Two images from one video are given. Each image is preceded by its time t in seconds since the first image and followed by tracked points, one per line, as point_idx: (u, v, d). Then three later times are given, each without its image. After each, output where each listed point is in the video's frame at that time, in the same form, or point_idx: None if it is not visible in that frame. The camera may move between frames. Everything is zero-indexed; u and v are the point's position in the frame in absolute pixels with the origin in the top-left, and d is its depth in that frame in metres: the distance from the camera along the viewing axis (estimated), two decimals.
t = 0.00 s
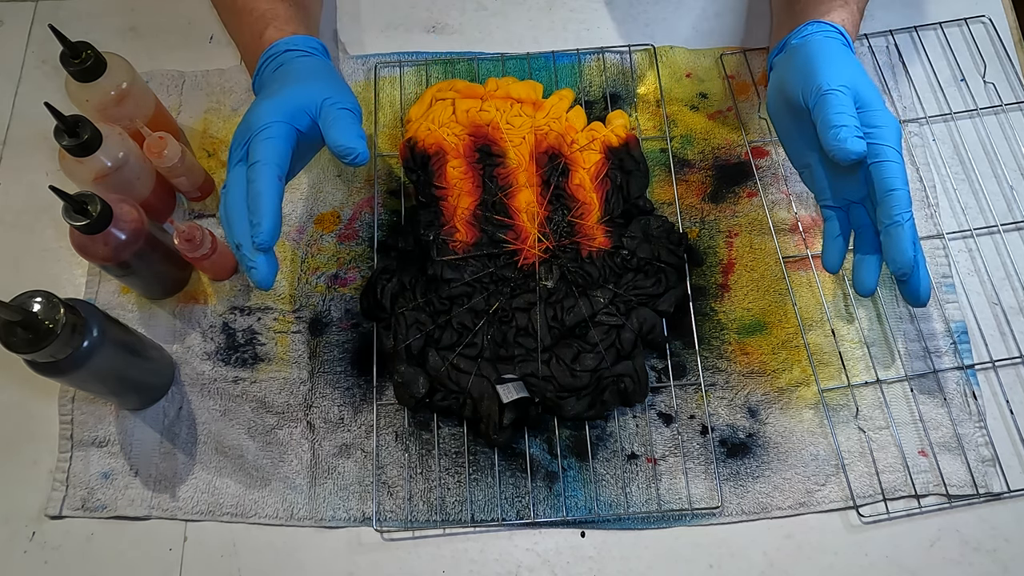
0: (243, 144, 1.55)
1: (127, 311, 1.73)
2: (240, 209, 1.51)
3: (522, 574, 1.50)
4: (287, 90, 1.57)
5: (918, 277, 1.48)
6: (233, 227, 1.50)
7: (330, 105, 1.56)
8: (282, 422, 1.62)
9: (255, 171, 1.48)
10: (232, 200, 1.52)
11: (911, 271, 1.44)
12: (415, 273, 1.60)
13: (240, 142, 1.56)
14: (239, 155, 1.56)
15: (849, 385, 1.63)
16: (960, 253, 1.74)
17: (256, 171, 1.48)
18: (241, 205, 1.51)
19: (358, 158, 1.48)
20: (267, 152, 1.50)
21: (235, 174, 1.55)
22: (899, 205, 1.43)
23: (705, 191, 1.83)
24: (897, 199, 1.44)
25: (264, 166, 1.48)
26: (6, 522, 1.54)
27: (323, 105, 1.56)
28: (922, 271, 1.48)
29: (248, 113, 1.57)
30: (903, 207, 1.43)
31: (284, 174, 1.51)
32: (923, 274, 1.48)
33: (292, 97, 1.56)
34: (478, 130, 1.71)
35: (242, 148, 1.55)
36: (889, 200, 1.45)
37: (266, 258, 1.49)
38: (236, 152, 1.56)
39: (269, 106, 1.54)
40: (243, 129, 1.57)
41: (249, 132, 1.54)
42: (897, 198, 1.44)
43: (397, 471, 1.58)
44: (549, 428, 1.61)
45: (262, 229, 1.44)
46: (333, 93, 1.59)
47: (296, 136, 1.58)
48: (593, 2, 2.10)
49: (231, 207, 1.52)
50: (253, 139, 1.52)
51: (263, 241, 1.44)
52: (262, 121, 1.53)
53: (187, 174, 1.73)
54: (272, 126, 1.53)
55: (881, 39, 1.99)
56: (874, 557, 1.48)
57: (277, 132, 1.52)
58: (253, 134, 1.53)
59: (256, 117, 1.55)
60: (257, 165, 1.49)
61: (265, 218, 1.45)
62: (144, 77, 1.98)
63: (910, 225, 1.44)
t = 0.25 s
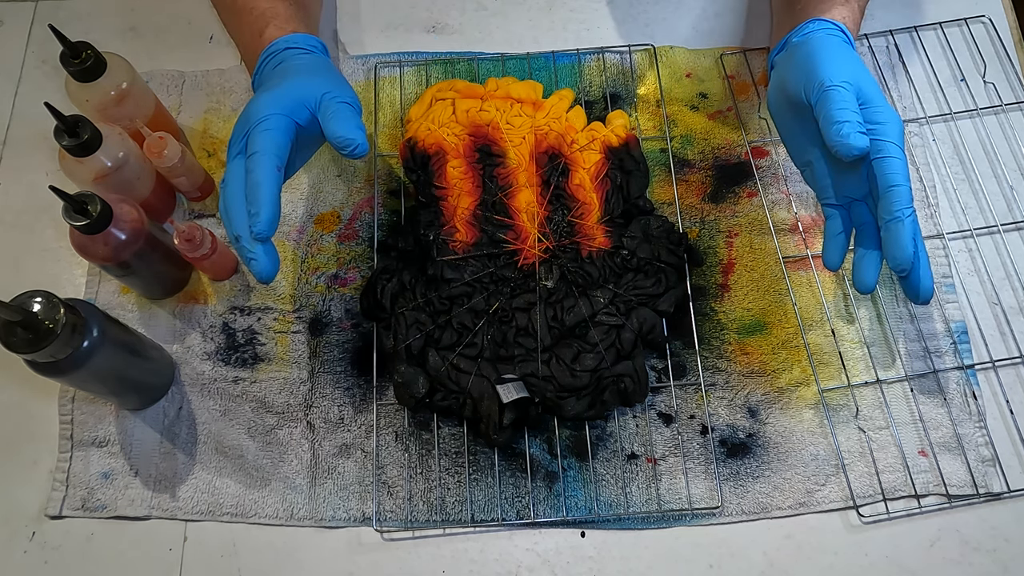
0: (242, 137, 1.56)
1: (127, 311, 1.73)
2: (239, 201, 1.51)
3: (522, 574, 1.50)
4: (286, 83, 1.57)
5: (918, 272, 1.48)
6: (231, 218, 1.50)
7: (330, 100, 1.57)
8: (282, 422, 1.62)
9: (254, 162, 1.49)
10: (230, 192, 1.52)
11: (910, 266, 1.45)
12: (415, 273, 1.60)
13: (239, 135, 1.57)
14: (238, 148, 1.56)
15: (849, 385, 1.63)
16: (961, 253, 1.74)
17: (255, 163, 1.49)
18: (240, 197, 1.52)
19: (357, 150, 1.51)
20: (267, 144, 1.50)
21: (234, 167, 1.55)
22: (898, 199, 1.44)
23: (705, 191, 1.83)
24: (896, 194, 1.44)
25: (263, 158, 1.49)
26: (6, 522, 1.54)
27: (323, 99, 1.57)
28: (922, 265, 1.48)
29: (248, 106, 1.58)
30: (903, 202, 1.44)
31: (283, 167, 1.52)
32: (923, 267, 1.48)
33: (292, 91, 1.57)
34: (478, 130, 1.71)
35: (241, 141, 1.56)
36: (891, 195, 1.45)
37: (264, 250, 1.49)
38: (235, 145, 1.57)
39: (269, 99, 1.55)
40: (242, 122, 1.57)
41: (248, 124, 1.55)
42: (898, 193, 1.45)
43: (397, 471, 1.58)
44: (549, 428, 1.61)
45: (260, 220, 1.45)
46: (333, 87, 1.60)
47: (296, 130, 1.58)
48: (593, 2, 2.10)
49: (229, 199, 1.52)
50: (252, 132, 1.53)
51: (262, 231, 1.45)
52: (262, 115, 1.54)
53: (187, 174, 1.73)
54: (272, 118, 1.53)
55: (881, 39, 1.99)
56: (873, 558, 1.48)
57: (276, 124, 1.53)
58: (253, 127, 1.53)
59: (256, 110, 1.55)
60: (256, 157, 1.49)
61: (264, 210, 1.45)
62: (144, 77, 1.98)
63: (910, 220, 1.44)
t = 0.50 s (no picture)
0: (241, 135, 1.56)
1: (127, 311, 1.73)
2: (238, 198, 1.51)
3: (522, 574, 1.50)
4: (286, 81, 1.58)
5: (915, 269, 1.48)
6: (232, 216, 1.51)
7: (329, 97, 1.57)
8: (282, 422, 1.62)
9: (254, 159, 1.49)
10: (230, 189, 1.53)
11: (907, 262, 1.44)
12: (415, 273, 1.60)
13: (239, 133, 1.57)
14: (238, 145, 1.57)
15: (849, 385, 1.63)
16: (960, 253, 1.74)
17: (255, 160, 1.49)
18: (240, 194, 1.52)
19: (358, 147, 1.50)
20: (266, 141, 1.50)
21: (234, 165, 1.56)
22: (897, 194, 1.43)
23: (705, 191, 1.83)
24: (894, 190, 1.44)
25: (262, 155, 1.49)
26: (6, 521, 1.54)
27: (321, 97, 1.57)
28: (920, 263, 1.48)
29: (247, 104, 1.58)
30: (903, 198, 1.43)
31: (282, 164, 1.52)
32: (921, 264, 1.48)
33: (291, 88, 1.57)
34: (478, 131, 1.71)
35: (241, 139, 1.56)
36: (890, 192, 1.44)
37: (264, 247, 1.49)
38: (235, 143, 1.57)
39: (268, 96, 1.55)
40: (242, 119, 1.57)
41: (248, 122, 1.55)
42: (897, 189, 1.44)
43: (397, 471, 1.58)
44: (549, 428, 1.61)
45: (260, 218, 1.45)
46: (332, 84, 1.60)
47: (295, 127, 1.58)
48: (593, 2, 2.10)
49: (229, 196, 1.52)
50: (252, 130, 1.53)
51: (261, 228, 1.45)
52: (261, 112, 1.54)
53: (188, 174, 1.73)
54: (271, 115, 1.53)
55: (881, 39, 1.98)
56: (873, 558, 1.48)
57: (275, 122, 1.53)
58: (252, 125, 1.54)
59: (255, 108, 1.55)
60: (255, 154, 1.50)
61: (263, 207, 1.46)
62: (144, 77, 1.98)
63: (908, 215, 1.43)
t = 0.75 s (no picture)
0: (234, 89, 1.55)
1: (127, 311, 1.73)
2: (232, 145, 1.48)
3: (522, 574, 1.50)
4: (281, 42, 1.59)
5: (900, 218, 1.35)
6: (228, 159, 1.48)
7: (323, 56, 1.58)
8: (282, 422, 1.62)
9: (248, 106, 1.47)
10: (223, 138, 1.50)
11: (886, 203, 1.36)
12: (415, 271, 1.58)
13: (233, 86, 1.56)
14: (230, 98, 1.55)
15: (849, 385, 1.63)
16: (960, 253, 1.74)
17: (250, 99, 1.47)
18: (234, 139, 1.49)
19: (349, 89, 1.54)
20: (260, 82, 1.49)
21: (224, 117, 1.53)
22: (882, 137, 1.38)
23: (705, 191, 1.83)
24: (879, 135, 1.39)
25: (257, 95, 1.47)
26: (6, 522, 1.54)
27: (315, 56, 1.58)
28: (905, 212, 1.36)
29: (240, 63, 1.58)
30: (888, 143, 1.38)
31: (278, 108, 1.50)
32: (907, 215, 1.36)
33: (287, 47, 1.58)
34: (478, 130, 1.71)
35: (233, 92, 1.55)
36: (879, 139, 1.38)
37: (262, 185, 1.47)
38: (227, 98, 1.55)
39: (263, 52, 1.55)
40: (236, 75, 1.56)
41: (244, 73, 1.55)
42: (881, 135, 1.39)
43: (397, 471, 1.58)
44: (549, 428, 1.61)
45: (258, 150, 1.43)
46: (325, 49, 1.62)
47: (290, 84, 1.57)
48: (593, 2, 2.10)
49: (223, 140, 1.49)
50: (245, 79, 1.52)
51: (260, 162, 1.43)
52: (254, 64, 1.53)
53: (187, 174, 1.73)
54: (266, 63, 1.53)
55: (881, 39, 1.98)
56: (874, 558, 1.48)
57: (270, 69, 1.52)
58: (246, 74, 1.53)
59: (249, 60, 1.55)
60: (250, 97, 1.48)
61: (262, 140, 1.44)
62: (144, 77, 1.98)
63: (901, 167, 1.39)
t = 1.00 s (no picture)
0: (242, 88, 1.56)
1: (127, 311, 1.73)
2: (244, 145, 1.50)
3: (522, 574, 1.50)
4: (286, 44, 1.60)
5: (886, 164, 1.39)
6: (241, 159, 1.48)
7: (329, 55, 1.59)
8: (282, 422, 1.62)
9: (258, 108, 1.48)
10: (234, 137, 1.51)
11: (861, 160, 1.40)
12: (414, 271, 1.58)
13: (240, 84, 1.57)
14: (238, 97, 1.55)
15: (849, 385, 1.63)
16: (960, 253, 1.74)
17: (259, 97, 1.48)
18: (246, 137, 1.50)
19: (357, 92, 1.55)
20: (270, 81, 1.50)
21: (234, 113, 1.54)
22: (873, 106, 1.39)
23: (705, 191, 1.83)
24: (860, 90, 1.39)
25: (267, 93, 1.48)
26: (6, 521, 1.54)
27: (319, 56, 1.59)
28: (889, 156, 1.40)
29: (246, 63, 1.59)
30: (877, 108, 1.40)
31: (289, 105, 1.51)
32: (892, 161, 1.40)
33: (293, 46, 1.59)
34: (478, 130, 1.71)
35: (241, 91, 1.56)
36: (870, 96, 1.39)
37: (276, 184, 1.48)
38: (234, 98, 1.56)
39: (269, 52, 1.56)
40: (243, 75, 1.58)
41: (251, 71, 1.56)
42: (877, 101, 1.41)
43: (397, 471, 1.58)
44: (549, 428, 1.61)
45: (271, 149, 1.44)
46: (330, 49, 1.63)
47: (297, 84, 1.58)
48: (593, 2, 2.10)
49: (234, 138, 1.50)
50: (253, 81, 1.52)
51: (273, 160, 1.44)
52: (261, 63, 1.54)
53: (188, 174, 1.73)
54: (272, 62, 1.54)
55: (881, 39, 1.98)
56: (873, 558, 1.48)
57: (278, 67, 1.53)
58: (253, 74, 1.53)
59: (258, 58, 1.57)
60: (259, 96, 1.49)
61: (276, 139, 1.45)
62: (144, 77, 1.98)
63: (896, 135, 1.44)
